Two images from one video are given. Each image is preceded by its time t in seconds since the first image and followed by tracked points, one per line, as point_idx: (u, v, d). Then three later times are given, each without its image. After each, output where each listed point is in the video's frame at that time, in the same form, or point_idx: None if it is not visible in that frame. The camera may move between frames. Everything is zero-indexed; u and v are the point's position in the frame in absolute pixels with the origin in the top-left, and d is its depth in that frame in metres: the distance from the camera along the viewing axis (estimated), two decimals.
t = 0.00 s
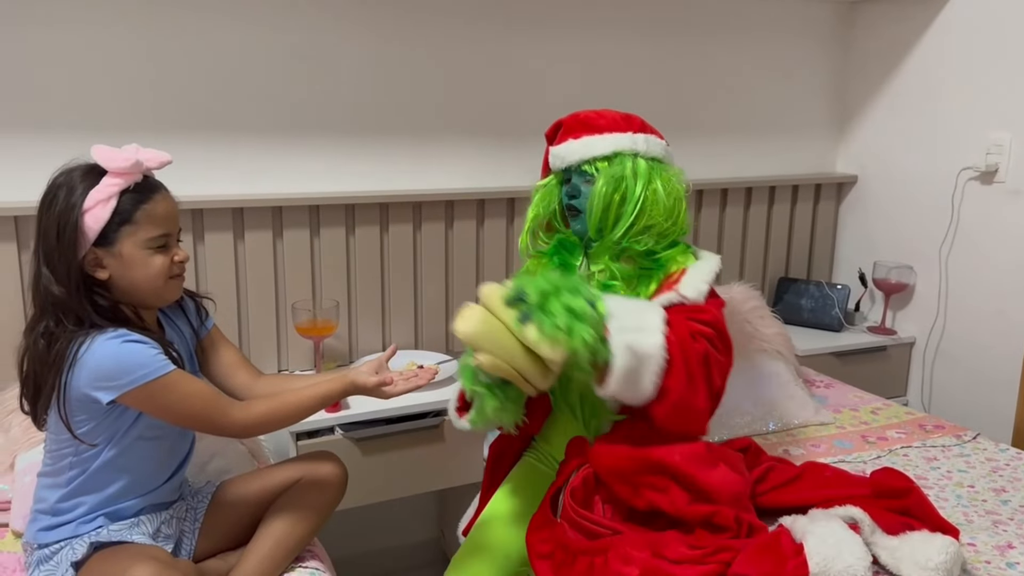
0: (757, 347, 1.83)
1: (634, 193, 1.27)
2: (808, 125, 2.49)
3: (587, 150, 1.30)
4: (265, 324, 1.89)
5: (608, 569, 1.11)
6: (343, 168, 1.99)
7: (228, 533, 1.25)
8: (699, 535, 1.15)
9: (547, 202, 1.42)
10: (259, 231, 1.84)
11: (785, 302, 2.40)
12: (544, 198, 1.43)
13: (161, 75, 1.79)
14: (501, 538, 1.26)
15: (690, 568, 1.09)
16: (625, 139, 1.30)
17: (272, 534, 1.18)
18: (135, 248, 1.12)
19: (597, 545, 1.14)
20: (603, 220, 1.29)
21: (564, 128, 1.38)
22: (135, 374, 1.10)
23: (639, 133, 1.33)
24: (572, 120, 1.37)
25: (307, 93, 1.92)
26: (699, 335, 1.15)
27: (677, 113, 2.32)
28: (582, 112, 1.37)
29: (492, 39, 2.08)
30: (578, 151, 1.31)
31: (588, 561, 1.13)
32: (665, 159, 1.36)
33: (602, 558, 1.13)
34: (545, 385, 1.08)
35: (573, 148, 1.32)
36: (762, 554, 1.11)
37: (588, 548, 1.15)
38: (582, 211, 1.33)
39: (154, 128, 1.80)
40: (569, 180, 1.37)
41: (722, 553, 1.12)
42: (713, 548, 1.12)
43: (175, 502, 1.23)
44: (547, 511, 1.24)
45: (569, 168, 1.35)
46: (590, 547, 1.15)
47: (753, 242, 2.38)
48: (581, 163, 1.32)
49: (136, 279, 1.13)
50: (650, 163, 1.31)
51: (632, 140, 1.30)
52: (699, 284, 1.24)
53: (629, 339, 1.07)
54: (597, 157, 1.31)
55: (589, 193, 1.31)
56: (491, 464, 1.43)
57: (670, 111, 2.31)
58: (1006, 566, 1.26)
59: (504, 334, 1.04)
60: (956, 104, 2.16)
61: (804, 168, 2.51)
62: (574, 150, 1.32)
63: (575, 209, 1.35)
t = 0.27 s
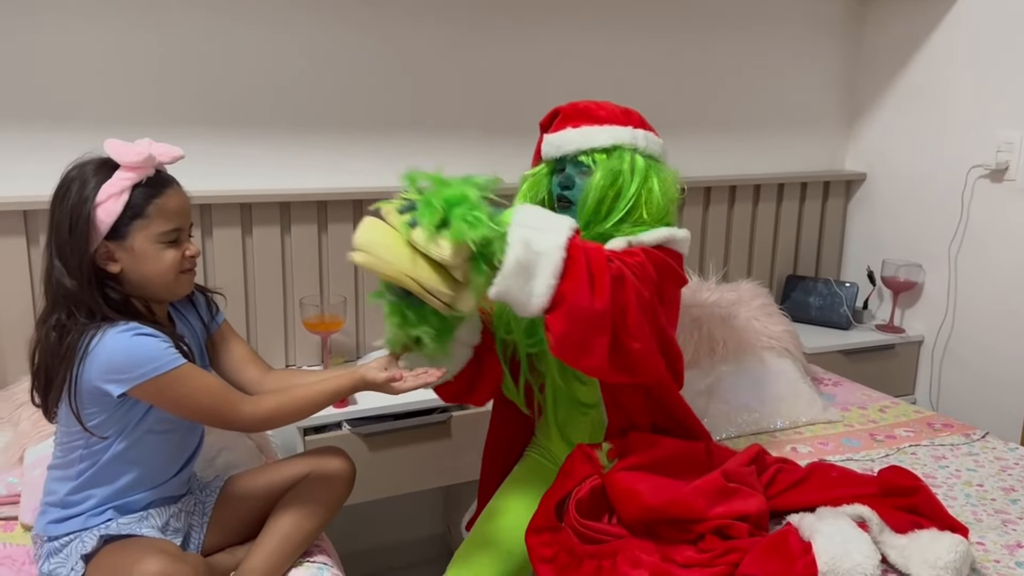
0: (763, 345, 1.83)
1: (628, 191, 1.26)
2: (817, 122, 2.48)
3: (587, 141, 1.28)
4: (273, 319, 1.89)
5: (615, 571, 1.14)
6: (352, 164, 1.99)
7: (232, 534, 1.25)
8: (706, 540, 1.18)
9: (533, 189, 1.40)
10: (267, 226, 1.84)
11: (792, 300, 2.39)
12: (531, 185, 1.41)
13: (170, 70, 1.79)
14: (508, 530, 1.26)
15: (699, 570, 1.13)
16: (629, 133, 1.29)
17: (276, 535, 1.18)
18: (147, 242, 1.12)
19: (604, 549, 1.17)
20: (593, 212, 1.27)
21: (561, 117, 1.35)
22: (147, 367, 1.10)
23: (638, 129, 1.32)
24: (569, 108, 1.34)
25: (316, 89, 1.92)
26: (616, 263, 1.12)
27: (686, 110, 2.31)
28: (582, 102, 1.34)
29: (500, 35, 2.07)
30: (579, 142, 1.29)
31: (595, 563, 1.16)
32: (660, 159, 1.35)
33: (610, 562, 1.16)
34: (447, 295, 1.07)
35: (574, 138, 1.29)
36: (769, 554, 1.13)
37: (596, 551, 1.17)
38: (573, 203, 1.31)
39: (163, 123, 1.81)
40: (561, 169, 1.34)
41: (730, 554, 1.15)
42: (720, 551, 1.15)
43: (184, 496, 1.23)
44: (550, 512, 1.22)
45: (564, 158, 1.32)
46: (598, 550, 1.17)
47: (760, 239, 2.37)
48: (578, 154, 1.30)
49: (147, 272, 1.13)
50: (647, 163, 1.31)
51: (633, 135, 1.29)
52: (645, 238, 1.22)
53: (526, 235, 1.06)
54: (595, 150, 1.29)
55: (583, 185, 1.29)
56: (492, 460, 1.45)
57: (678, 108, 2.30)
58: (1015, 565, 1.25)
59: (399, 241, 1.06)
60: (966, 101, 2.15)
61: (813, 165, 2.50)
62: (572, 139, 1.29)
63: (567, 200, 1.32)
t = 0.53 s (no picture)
0: (772, 342, 1.81)
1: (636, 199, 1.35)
2: (826, 119, 2.47)
3: (602, 144, 1.35)
4: (280, 314, 1.90)
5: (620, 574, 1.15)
6: (359, 160, 1.99)
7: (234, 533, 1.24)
8: (712, 541, 1.18)
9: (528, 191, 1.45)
10: (274, 222, 1.84)
11: (800, 297, 2.39)
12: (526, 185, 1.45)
13: (178, 65, 1.79)
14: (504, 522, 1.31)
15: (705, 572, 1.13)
16: (634, 143, 1.38)
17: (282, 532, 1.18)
18: (154, 238, 1.12)
19: (608, 552, 1.18)
20: (607, 210, 1.35)
21: (564, 118, 1.41)
22: (153, 362, 1.10)
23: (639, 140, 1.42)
24: (574, 112, 1.41)
25: (324, 84, 1.92)
26: (567, 284, 1.16)
27: (694, 106, 2.30)
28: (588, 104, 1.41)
29: (508, 32, 2.07)
30: (589, 143, 1.35)
31: (600, 567, 1.17)
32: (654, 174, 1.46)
33: (614, 565, 1.16)
34: (391, 321, 1.09)
35: (583, 138, 1.35)
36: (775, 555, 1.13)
37: (601, 555, 1.18)
38: (577, 205, 1.37)
39: (171, 118, 1.81)
40: (563, 168, 1.39)
41: (736, 555, 1.15)
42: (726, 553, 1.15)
43: (191, 491, 1.23)
44: (550, 518, 1.24)
45: (569, 158, 1.38)
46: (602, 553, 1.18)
47: (768, 236, 2.37)
48: (587, 157, 1.37)
49: (154, 268, 1.13)
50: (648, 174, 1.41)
51: (639, 143, 1.39)
52: (607, 249, 1.29)
53: (466, 268, 1.08)
54: (605, 155, 1.36)
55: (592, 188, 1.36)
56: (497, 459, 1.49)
57: (686, 104, 2.29)
58: None
59: (332, 277, 1.08)
60: (976, 98, 2.13)
61: (821, 162, 2.49)
62: (588, 140, 1.35)
63: (570, 202, 1.38)
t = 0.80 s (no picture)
0: (780, 339, 1.80)
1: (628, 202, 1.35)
2: (834, 116, 2.46)
3: (589, 147, 1.34)
4: (288, 310, 1.90)
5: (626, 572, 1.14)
6: (366, 155, 1.99)
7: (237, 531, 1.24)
8: (717, 537, 1.18)
9: (516, 196, 1.44)
10: (282, 217, 1.84)
11: (808, 295, 2.38)
12: (513, 190, 1.44)
13: (185, 59, 1.79)
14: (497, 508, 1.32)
15: (712, 569, 1.12)
16: (620, 143, 1.38)
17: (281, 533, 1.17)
18: (162, 232, 1.12)
19: (613, 550, 1.17)
20: (599, 215, 1.34)
21: (549, 124, 1.40)
22: (160, 360, 1.10)
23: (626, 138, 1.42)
24: (558, 116, 1.40)
25: (331, 80, 1.92)
26: (559, 320, 1.19)
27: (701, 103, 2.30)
28: (572, 107, 1.41)
29: (515, 27, 2.06)
30: (576, 146, 1.35)
31: (606, 565, 1.16)
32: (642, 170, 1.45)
33: (620, 563, 1.16)
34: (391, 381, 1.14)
35: (569, 143, 1.35)
36: (783, 552, 1.12)
37: (606, 553, 1.17)
38: (569, 210, 1.37)
39: (177, 113, 1.81)
40: (551, 173, 1.39)
41: (743, 551, 1.14)
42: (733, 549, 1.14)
43: (198, 486, 1.23)
44: (555, 517, 1.23)
45: (557, 163, 1.37)
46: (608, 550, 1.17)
47: (776, 233, 2.36)
48: (575, 161, 1.36)
49: (164, 261, 1.13)
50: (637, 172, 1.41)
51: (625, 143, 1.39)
52: (599, 266, 1.30)
53: (457, 328, 1.12)
54: (592, 158, 1.36)
55: (583, 192, 1.36)
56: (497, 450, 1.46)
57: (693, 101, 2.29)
58: None
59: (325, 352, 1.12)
60: (985, 95, 2.12)
61: (829, 159, 2.48)
62: (574, 144, 1.35)
63: (561, 207, 1.37)
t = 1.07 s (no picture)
0: (787, 337, 1.80)
1: (610, 204, 1.32)
2: (843, 113, 2.45)
3: (560, 158, 1.32)
4: (295, 306, 1.90)
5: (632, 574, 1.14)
6: (374, 152, 1.99)
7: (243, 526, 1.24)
8: (723, 536, 1.17)
9: (508, 206, 1.45)
10: (290, 213, 1.85)
11: (816, 292, 2.37)
12: (504, 201, 1.45)
13: (194, 55, 1.79)
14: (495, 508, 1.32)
15: (718, 569, 1.12)
16: (597, 143, 1.33)
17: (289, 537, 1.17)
18: (204, 231, 1.14)
19: (619, 552, 1.17)
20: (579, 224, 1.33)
21: (525, 136, 1.38)
22: (190, 368, 1.10)
23: (607, 133, 1.36)
24: (532, 127, 1.38)
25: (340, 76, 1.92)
26: (549, 351, 1.19)
27: (710, 99, 2.29)
28: (544, 116, 1.37)
29: (524, 23, 2.06)
30: (548, 159, 1.33)
31: (612, 566, 1.16)
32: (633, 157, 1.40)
33: (626, 565, 1.16)
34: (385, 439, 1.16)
35: (542, 156, 1.33)
36: (790, 550, 1.12)
37: (612, 555, 1.17)
38: (553, 219, 1.37)
39: (186, 108, 1.81)
40: (535, 184, 1.39)
41: (749, 550, 1.14)
42: (739, 549, 1.14)
43: (210, 482, 1.24)
44: (561, 516, 1.25)
45: (537, 176, 1.37)
46: (614, 552, 1.18)
47: (784, 230, 2.35)
48: (551, 171, 1.34)
49: (204, 261, 1.14)
50: (623, 165, 1.36)
51: (602, 142, 1.34)
52: (592, 281, 1.29)
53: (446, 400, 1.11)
54: (567, 166, 1.33)
55: (564, 201, 1.35)
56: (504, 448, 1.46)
57: (701, 98, 2.28)
58: None
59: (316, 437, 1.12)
60: (996, 92, 2.11)
61: (838, 156, 2.47)
62: (546, 157, 1.33)
63: (547, 217, 1.37)
